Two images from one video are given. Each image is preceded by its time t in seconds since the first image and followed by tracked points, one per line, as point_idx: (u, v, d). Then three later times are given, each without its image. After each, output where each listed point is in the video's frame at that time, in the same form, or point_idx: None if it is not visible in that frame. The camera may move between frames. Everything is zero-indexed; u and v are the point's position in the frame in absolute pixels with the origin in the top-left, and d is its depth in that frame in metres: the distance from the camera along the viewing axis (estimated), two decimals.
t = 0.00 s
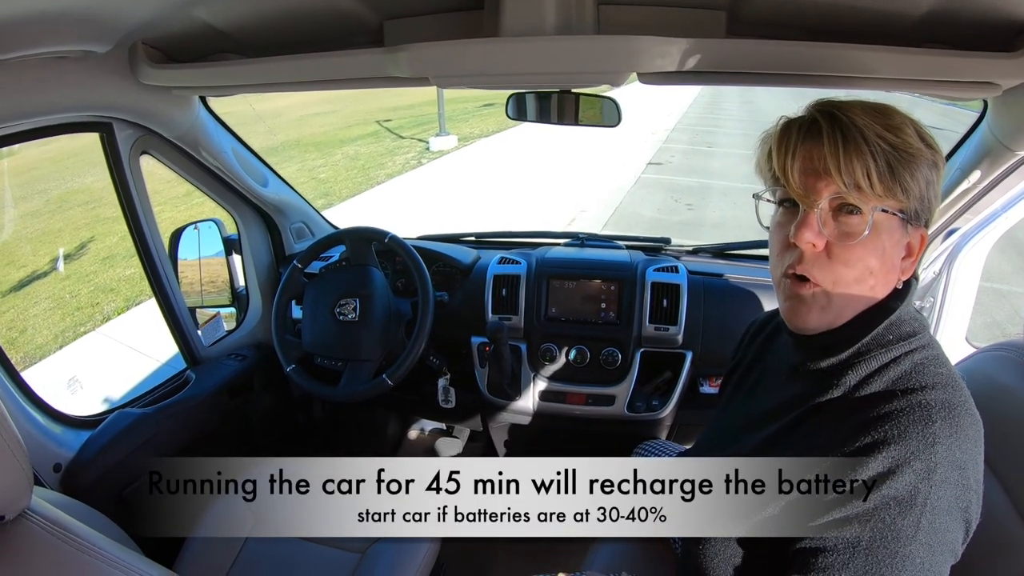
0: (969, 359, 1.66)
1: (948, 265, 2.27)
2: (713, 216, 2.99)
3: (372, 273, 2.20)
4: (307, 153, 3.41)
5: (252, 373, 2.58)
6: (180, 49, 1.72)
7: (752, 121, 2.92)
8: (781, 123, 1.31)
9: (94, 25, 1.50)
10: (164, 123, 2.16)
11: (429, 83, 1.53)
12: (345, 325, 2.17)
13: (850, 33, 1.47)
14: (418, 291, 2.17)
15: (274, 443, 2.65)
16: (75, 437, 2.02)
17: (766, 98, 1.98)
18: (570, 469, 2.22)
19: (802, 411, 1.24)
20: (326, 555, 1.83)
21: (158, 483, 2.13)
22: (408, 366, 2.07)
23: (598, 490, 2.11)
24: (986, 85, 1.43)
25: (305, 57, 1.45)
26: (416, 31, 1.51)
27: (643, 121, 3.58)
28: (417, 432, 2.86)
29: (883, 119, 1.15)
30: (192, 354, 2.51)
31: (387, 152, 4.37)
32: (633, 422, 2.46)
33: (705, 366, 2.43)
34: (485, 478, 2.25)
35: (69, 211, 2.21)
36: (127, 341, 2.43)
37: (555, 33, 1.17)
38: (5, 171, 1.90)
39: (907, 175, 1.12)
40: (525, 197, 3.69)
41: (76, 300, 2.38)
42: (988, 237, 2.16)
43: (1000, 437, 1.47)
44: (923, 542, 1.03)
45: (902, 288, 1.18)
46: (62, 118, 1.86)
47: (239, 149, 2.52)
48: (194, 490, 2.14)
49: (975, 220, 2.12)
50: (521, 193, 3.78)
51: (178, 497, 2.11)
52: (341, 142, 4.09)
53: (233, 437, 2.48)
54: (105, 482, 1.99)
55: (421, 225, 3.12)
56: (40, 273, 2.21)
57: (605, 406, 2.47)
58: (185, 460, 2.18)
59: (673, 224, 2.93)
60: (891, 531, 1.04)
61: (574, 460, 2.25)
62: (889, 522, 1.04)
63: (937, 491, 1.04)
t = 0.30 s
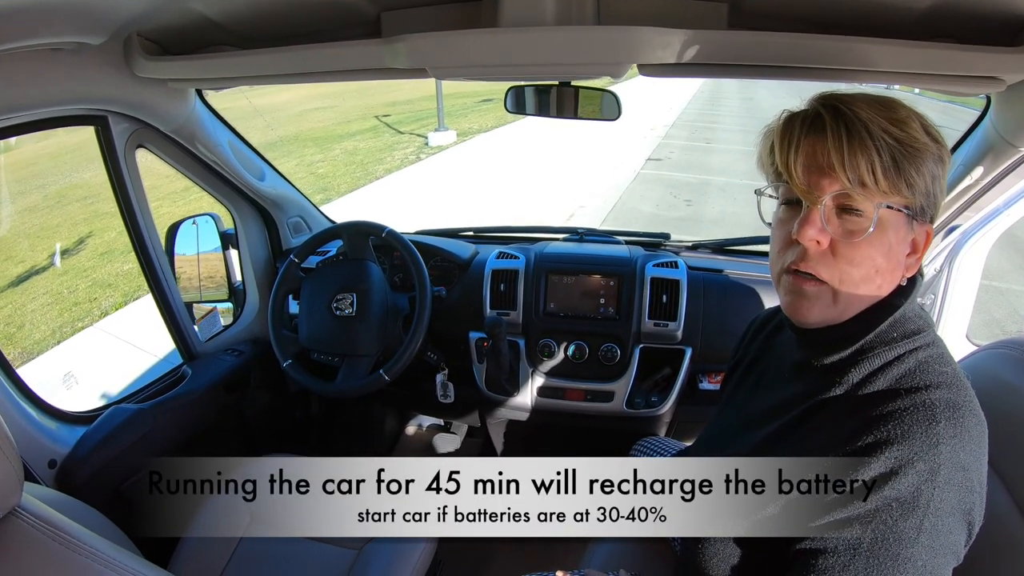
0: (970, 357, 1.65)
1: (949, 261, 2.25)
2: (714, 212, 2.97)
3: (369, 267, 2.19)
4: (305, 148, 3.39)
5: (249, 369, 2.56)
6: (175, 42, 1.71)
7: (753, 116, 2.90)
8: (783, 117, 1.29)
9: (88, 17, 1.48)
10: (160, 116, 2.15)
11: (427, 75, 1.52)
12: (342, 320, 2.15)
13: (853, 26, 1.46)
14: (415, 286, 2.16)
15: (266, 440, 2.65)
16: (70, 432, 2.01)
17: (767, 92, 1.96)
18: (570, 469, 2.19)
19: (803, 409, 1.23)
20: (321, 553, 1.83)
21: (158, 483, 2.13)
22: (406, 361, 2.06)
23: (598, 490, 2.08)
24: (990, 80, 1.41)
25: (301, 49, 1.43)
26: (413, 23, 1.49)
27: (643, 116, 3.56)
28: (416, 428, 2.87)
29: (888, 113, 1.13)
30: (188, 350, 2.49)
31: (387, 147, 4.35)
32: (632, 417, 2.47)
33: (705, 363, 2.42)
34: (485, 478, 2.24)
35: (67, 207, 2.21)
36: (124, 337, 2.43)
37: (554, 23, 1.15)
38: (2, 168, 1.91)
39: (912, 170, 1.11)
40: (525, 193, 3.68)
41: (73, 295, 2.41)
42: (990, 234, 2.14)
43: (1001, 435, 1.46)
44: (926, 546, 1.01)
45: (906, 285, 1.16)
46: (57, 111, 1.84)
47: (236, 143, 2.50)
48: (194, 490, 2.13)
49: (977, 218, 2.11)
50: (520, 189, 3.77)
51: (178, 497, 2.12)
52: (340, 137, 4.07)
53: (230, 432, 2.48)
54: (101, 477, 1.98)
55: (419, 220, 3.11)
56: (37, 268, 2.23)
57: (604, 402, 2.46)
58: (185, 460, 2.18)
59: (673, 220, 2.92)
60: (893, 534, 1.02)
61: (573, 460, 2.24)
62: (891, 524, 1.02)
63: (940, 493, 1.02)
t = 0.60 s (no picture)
0: (972, 355, 1.65)
1: (951, 260, 2.25)
2: (715, 209, 2.96)
3: (370, 263, 2.18)
4: (306, 144, 3.38)
5: (249, 365, 2.56)
6: (175, 36, 1.70)
7: (755, 113, 2.89)
8: (787, 110, 1.29)
9: (88, 12, 1.48)
10: (160, 112, 2.14)
11: (429, 70, 1.51)
12: (343, 316, 2.15)
13: (855, 22, 1.45)
14: (416, 282, 2.15)
15: (265, 437, 2.65)
16: (70, 429, 2.01)
17: (770, 88, 1.95)
18: (570, 469, 2.18)
19: (804, 406, 1.22)
20: (320, 552, 1.83)
21: (158, 483, 2.12)
22: (406, 358, 2.05)
23: (598, 490, 2.07)
24: (993, 77, 1.41)
25: (302, 44, 1.43)
26: (414, 19, 1.48)
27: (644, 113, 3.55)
28: (416, 425, 2.85)
29: (892, 106, 1.12)
30: (188, 346, 2.48)
31: (387, 144, 4.34)
32: (633, 415, 2.46)
33: (706, 360, 2.41)
34: (485, 478, 2.23)
35: (67, 204, 2.19)
36: (125, 334, 2.41)
37: (556, 16, 1.14)
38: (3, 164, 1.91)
39: (915, 164, 1.09)
40: (525, 190, 3.66)
41: (73, 292, 2.40)
42: (991, 233, 2.14)
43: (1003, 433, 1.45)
44: (925, 545, 1.00)
45: (909, 283, 1.15)
46: (56, 107, 1.84)
47: (236, 139, 2.50)
48: (195, 490, 2.13)
49: (978, 217, 2.10)
50: (521, 185, 3.75)
51: (178, 497, 2.12)
52: (340, 133, 4.06)
53: (229, 429, 2.48)
54: (101, 473, 1.98)
55: (420, 217, 3.10)
56: (38, 265, 2.21)
57: (605, 400, 2.46)
58: (186, 461, 2.21)
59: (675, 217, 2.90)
60: (893, 533, 1.01)
61: (574, 460, 2.23)
62: (890, 522, 1.01)
63: (940, 492, 1.01)
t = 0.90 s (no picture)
0: (970, 356, 1.65)
1: (950, 261, 2.26)
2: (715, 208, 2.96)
3: (371, 262, 2.19)
4: (306, 143, 3.38)
5: (250, 364, 2.57)
6: (176, 36, 1.71)
7: (756, 113, 2.89)
8: (785, 112, 1.30)
9: (90, 11, 1.48)
10: (161, 110, 2.14)
11: (430, 71, 1.51)
12: (343, 315, 2.16)
13: (856, 23, 1.46)
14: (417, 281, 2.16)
15: (266, 435, 2.65)
16: (71, 427, 2.01)
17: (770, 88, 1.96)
18: (570, 470, 2.17)
19: (803, 406, 1.23)
20: (321, 551, 1.84)
21: (158, 483, 2.12)
22: (406, 357, 2.06)
23: (598, 490, 2.06)
24: (993, 78, 1.41)
25: (303, 44, 1.43)
26: (415, 19, 1.48)
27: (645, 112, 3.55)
28: (416, 423, 2.84)
29: (887, 110, 1.12)
30: (189, 344, 2.49)
31: (388, 143, 4.34)
32: (633, 414, 2.47)
33: (706, 360, 2.42)
34: (485, 479, 2.24)
35: (68, 202, 2.19)
36: (125, 331, 2.42)
37: (558, 17, 1.15)
38: (4, 162, 1.91)
39: (910, 169, 1.09)
40: (526, 188, 3.66)
41: (74, 290, 2.38)
42: (990, 234, 2.15)
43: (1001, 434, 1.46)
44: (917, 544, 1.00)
45: (908, 287, 1.16)
46: (57, 106, 1.84)
47: (237, 137, 2.50)
48: (194, 490, 2.10)
49: (978, 217, 2.11)
50: (521, 184, 3.75)
51: (177, 497, 2.09)
52: (340, 132, 4.05)
53: (230, 427, 2.48)
54: (102, 471, 1.99)
55: (420, 215, 3.10)
56: (39, 263, 2.21)
57: (606, 398, 2.47)
58: (186, 462, 2.20)
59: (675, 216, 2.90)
60: (883, 535, 1.01)
61: (574, 459, 2.24)
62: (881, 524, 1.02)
63: (934, 496, 1.01)
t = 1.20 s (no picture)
0: (970, 356, 1.65)
1: (951, 262, 2.28)
2: (716, 209, 2.96)
3: (371, 262, 2.19)
4: (307, 143, 3.37)
5: (251, 363, 2.57)
6: (177, 35, 1.71)
7: (756, 113, 2.89)
8: (787, 116, 1.23)
9: (91, 10, 1.49)
10: (163, 109, 2.14)
11: (430, 70, 1.51)
12: (343, 314, 2.16)
13: (856, 23, 1.45)
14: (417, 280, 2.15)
15: (265, 435, 2.65)
16: (71, 426, 2.01)
17: (771, 88, 1.95)
18: (570, 469, 2.11)
19: (810, 403, 1.21)
20: (321, 552, 1.84)
21: (158, 483, 2.11)
22: (406, 357, 2.06)
23: (598, 490, 1.98)
24: (993, 78, 1.41)
25: (303, 42, 1.43)
26: (416, 17, 1.47)
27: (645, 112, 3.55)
28: (416, 423, 2.82)
29: (891, 116, 1.06)
30: (189, 343, 2.49)
31: (389, 143, 4.33)
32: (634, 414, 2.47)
33: (706, 360, 2.42)
34: (485, 478, 2.20)
35: (68, 201, 2.19)
36: (126, 331, 2.39)
37: (558, 17, 1.15)
38: (4, 161, 1.90)
39: (914, 179, 1.03)
40: (527, 188, 3.66)
41: (75, 289, 2.35)
42: (990, 235, 2.17)
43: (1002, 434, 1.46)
44: (900, 537, 1.00)
45: (916, 290, 1.12)
46: (58, 105, 1.84)
47: (237, 137, 2.49)
48: (194, 490, 2.09)
49: (978, 217, 2.12)
50: (522, 184, 3.75)
51: (177, 497, 2.09)
52: (341, 132, 4.05)
53: (229, 426, 2.48)
54: (102, 470, 1.99)
55: (421, 215, 3.10)
56: (39, 262, 2.21)
57: (606, 398, 2.47)
58: (186, 461, 2.19)
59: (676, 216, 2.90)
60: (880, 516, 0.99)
61: (572, 459, 2.24)
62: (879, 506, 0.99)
63: (935, 491, 1.00)
